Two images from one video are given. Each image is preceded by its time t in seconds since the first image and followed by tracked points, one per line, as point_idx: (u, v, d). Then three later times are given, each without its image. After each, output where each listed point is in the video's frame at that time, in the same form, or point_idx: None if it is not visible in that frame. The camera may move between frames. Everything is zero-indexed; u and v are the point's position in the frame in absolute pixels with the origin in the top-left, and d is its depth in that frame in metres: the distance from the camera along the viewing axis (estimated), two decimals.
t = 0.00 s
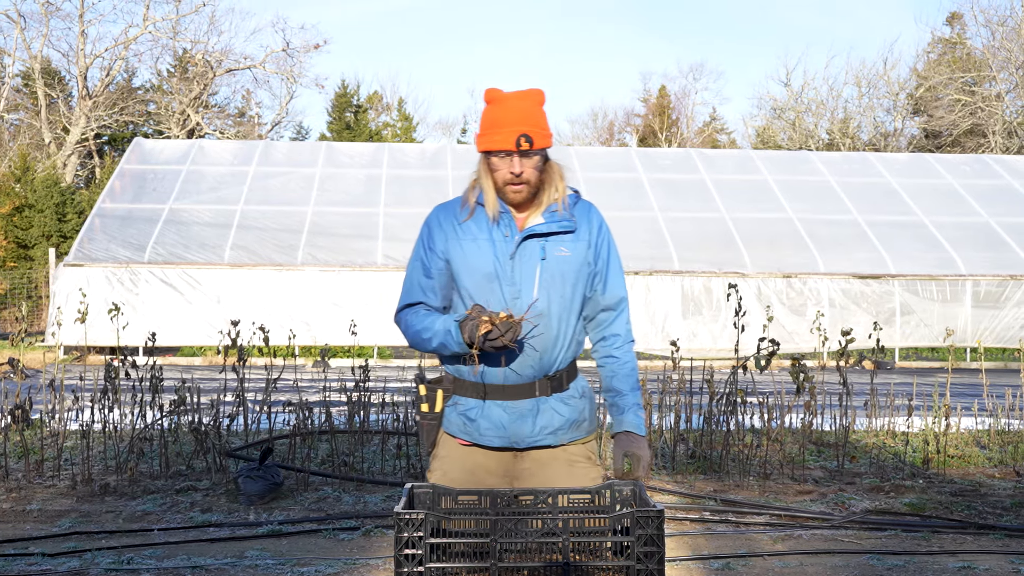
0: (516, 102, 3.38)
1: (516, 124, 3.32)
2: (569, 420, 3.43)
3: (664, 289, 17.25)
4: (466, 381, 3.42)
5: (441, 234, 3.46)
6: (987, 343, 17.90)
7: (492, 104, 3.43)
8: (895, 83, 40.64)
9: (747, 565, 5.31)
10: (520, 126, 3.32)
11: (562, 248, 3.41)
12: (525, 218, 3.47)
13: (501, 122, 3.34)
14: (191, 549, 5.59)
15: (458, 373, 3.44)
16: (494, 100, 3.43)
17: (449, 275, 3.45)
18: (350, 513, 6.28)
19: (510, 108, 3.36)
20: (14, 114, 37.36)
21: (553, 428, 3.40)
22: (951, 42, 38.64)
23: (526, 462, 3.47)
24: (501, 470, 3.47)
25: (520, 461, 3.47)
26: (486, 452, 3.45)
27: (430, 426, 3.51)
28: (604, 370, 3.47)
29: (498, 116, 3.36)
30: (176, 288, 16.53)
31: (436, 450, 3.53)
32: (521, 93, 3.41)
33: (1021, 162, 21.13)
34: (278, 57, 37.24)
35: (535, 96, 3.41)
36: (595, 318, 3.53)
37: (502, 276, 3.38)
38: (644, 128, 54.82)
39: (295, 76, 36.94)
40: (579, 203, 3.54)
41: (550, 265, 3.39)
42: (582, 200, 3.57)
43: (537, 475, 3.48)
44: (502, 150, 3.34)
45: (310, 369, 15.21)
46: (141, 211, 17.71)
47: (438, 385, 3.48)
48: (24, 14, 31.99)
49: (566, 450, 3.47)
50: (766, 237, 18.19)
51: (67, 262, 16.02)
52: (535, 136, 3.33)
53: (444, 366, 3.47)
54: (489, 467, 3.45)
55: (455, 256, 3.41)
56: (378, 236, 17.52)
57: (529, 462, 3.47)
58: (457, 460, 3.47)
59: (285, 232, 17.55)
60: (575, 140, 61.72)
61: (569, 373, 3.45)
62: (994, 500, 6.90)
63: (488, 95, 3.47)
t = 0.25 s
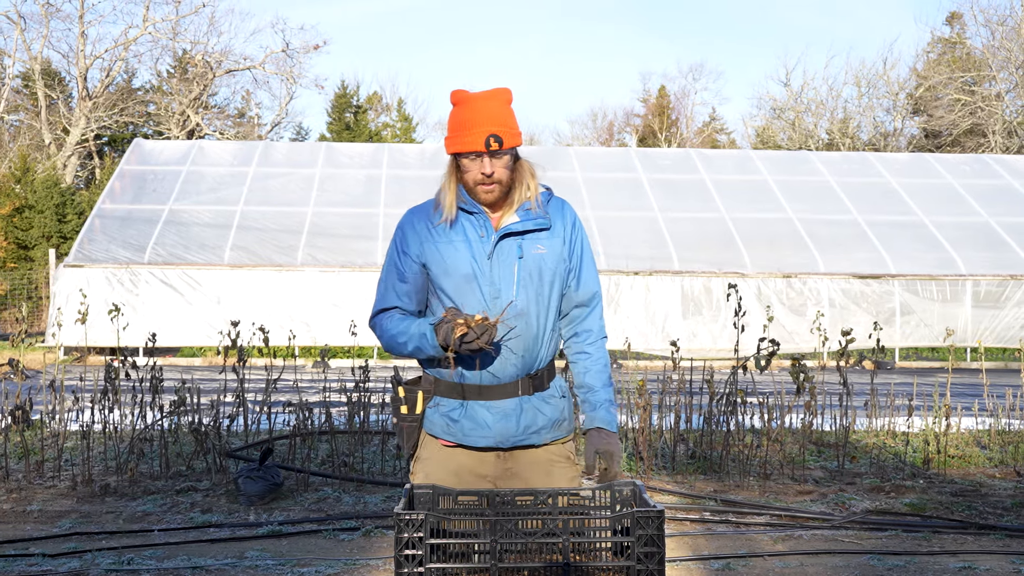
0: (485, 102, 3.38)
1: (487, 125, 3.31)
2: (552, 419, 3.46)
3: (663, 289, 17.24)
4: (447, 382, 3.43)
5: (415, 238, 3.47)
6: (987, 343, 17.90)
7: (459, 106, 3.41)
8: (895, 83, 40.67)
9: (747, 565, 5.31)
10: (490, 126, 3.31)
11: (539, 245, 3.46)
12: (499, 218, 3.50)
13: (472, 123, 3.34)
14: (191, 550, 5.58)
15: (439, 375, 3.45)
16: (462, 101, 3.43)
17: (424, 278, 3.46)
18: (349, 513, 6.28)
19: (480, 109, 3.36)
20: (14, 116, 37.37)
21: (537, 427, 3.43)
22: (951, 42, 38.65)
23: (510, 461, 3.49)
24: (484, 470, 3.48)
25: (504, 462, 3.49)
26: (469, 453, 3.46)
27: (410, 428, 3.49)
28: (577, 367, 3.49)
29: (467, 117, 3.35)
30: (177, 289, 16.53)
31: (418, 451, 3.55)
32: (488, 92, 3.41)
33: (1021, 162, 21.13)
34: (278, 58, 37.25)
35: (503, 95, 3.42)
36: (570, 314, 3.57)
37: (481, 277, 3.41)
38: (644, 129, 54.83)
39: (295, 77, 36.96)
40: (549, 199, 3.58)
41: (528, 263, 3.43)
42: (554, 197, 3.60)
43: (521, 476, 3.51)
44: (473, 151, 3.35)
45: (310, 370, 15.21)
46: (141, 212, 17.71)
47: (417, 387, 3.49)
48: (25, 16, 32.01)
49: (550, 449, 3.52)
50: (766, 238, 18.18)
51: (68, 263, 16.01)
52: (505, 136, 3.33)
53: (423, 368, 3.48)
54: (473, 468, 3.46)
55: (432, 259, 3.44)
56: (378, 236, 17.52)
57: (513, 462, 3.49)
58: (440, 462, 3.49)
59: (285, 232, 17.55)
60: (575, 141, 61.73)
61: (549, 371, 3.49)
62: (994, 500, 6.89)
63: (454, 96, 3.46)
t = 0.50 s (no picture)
0: (487, 104, 3.47)
1: (490, 127, 3.41)
2: (566, 418, 3.52)
3: (664, 290, 17.24)
4: (460, 384, 3.47)
5: (423, 242, 3.55)
6: (988, 343, 17.90)
7: (463, 109, 3.51)
8: (895, 83, 40.66)
9: (748, 566, 5.30)
10: (494, 128, 3.40)
11: (546, 245, 3.53)
12: (505, 219, 3.57)
13: (476, 126, 3.43)
14: (192, 551, 5.58)
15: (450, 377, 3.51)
16: (465, 105, 3.52)
17: (433, 282, 3.54)
18: (350, 514, 6.28)
19: (482, 111, 3.45)
20: (15, 117, 37.40)
21: (552, 427, 3.49)
22: (951, 42, 38.64)
23: (524, 463, 3.56)
24: (496, 472, 3.56)
25: (517, 464, 3.56)
26: (482, 455, 3.54)
27: (422, 432, 3.42)
28: (582, 366, 3.59)
29: (471, 120, 3.44)
30: (177, 290, 16.53)
31: (432, 455, 3.58)
32: (490, 95, 3.50)
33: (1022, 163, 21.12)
34: (278, 59, 37.24)
35: (504, 97, 3.51)
36: (578, 313, 3.64)
37: (491, 278, 3.48)
38: (644, 129, 54.83)
39: (295, 78, 36.98)
40: (555, 200, 3.67)
41: (536, 263, 3.50)
42: (558, 198, 3.69)
43: (534, 477, 3.57)
44: (478, 152, 3.43)
45: (310, 371, 15.22)
46: (142, 213, 17.71)
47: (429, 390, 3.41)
48: (25, 17, 32.02)
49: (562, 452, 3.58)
50: (766, 238, 18.18)
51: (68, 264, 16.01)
52: (509, 137, 3.42)
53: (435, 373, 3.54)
54: (486, 470, 3.55)
55: (440, 262, 3.51)
56: (379, 237, 17.51)
57: (527, 464, 3.56)
58: (454, 465, 3.56)
59: (285, 233, 17.55)
60: (575, 141, 61.75)
61: (561, 371, 3.55)
62: (995, 501, 6.89)
63: (457, 99, 3.55)
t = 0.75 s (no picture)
0: (508, 105, 3.57)
1: (510, 126, 3.51)
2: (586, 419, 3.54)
3: (664, 292, 17.23)
4: (479, 387, 3.55)
5: (443, 243, 3.62)
6: (988, 345, 17.90)
7: (485, 110, 3.62)
8: (894, 85, 40.70)
9: (748, 568, 5.30)
10: (513, 128, 3.50)
11: (566, 247, 3.56)
12: (526, 220, 3.63)
13: (496, 127, 3.52)
14: (192, 552, 5.58)
15: (470, 380, 3.58)
16: (486, 107, 3.62)
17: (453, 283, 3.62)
18: (350, 515, 6.28)
19: (503, 111, 3.55)
20: (15, 117, 37.41)
21: (570, 428, 3.51)
22: (951, 44, 38.65)
23: (543, 464, 3.59)
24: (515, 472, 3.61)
25: (536, 464, 3.60)
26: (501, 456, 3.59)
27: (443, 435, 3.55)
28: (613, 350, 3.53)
29: (492, 121, 3.54)
30: (177, 290, 16.53)
31: (452, 458, 3.65)
32: (511, 97, 3.61)
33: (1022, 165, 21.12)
34: (278, 60, 37.24)
35: (525, 98, 3.61)
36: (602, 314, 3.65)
37: (509, 278, 3.54)
38: (644, 131, 54.86)
39: (295, 79, 36.99)
40: (577, 203, 3.71)
41: (555, 264, 3.54)
42: (581, 201, 3.73)
43: (553, 478, 3.60)
44: (498, 153, 3.52)
45: (310, 372, 15.21)
46: (142, 214, 17.71)
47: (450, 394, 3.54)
48: (25, 18, 32.02)
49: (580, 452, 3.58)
50: (766, 240, 18.18)
51: (68, 265, 16.00)
52: (529, 137, 3.51)
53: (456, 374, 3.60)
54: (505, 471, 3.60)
55: (459, 263, 3.58)
56: (379, 238, 17.51)
57: (545, 465, 3.59)
58: (474, 466, 3.62)
59: (285, 234, 17.55)
60: (576, 143, 61.79)
61: (582, 372, 3.58)
62: (995, 503, 6.89)
63: (480, 101, 3.66)
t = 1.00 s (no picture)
0: (525, 108, 3.57)
1: (526, 129, 3.51)
2: (589, 422, 3.54)
3: (664, 293, 17.24)
4: (484, 387, 3.56)
5: (453, 242, 3.63)
6: (988, 346, 17.90)
7: (502, 110, 3.62)
8: (895, 87, 40.72)
9: (748, 569, 5.31)
10: (529, 131, 3.50)
11: (576, 250, 3.57)
12: (537, 223, 3.65)
13: (512, 128, 3.53)
14: (192, 554, 5.58)
15: (475, 380, 3.59)
16: (504, 108, 3.62)
17: (462, 283, 3.63)
18: (350, 517, 6.28)
19: (520, 114, 3.56)
20: (16, 119, 37.42)
21: (573, 431, 3.51)
22: (951, 45, 38.66)
23: (547, 466, 3.60)
24: (520, 474, 3.60)
25: (541, 466, 3.60)
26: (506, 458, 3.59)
27: (451, 435, 3.58)
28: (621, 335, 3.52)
29: (508, 123, 3.55)
30: (177, 292, 16.54)
31: (457, 459, 3.66)
32: (528, 99, 3.61)
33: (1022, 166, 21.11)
34: (278, 62, 37.25)
35: (542, 101, 3.61)
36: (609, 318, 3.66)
37: (517, 280, 3.54)
38: (644, 132, 54.88)
39: (295, 81, 37.02)
40: (589, 208, 3.73)
41: (564, 268, 3.54)
42: (593, 206, 3.74)
43: (557, 479, 3.60)
44: (513, 155, 3.53)
45: (310, 374, 15.22)
46: (142, 216, 17.72)
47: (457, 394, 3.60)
48: (26, 19, 32.03)
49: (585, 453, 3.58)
50: (766, 241, 18.18)
51: (68, 266, 16.00)
52: (545, 141, 3.51)
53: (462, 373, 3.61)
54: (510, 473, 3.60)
55: (468, 263, 3.59)
56: (379, 240, 17.52)
57: (550, 466, 3.59)
58: (479, 468, 3.62)
59: (285, 235, 17.55)
60: (576, 144, 61.81)
61: (587, 375, 3.58)
62: (995, 504, 6.89)
63: (497, 101, 3.66)
